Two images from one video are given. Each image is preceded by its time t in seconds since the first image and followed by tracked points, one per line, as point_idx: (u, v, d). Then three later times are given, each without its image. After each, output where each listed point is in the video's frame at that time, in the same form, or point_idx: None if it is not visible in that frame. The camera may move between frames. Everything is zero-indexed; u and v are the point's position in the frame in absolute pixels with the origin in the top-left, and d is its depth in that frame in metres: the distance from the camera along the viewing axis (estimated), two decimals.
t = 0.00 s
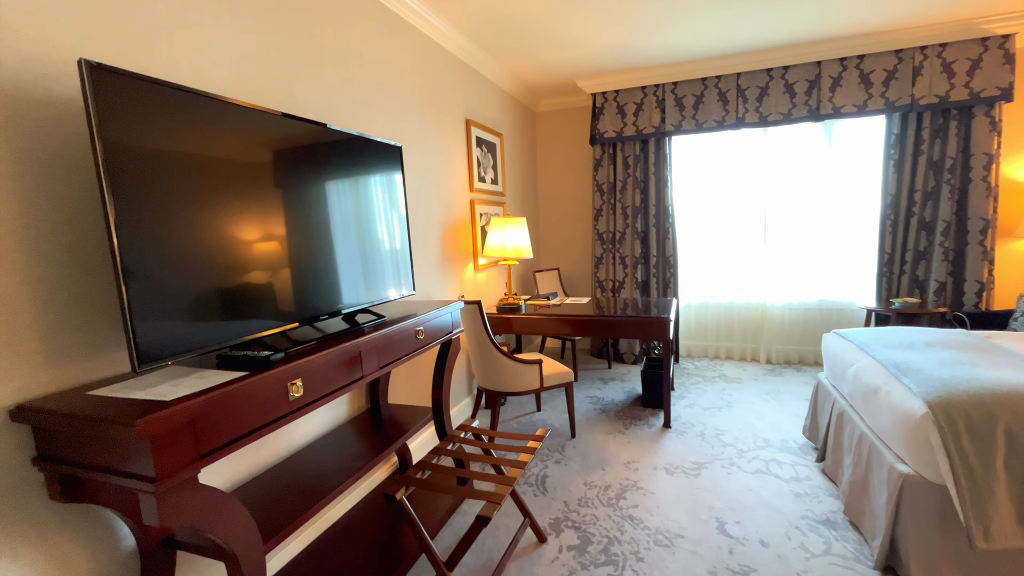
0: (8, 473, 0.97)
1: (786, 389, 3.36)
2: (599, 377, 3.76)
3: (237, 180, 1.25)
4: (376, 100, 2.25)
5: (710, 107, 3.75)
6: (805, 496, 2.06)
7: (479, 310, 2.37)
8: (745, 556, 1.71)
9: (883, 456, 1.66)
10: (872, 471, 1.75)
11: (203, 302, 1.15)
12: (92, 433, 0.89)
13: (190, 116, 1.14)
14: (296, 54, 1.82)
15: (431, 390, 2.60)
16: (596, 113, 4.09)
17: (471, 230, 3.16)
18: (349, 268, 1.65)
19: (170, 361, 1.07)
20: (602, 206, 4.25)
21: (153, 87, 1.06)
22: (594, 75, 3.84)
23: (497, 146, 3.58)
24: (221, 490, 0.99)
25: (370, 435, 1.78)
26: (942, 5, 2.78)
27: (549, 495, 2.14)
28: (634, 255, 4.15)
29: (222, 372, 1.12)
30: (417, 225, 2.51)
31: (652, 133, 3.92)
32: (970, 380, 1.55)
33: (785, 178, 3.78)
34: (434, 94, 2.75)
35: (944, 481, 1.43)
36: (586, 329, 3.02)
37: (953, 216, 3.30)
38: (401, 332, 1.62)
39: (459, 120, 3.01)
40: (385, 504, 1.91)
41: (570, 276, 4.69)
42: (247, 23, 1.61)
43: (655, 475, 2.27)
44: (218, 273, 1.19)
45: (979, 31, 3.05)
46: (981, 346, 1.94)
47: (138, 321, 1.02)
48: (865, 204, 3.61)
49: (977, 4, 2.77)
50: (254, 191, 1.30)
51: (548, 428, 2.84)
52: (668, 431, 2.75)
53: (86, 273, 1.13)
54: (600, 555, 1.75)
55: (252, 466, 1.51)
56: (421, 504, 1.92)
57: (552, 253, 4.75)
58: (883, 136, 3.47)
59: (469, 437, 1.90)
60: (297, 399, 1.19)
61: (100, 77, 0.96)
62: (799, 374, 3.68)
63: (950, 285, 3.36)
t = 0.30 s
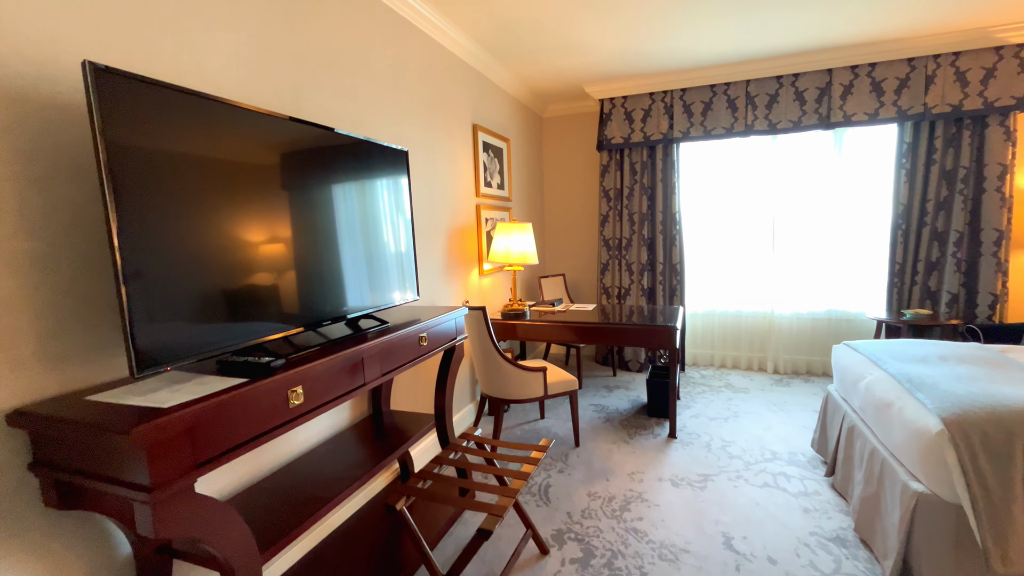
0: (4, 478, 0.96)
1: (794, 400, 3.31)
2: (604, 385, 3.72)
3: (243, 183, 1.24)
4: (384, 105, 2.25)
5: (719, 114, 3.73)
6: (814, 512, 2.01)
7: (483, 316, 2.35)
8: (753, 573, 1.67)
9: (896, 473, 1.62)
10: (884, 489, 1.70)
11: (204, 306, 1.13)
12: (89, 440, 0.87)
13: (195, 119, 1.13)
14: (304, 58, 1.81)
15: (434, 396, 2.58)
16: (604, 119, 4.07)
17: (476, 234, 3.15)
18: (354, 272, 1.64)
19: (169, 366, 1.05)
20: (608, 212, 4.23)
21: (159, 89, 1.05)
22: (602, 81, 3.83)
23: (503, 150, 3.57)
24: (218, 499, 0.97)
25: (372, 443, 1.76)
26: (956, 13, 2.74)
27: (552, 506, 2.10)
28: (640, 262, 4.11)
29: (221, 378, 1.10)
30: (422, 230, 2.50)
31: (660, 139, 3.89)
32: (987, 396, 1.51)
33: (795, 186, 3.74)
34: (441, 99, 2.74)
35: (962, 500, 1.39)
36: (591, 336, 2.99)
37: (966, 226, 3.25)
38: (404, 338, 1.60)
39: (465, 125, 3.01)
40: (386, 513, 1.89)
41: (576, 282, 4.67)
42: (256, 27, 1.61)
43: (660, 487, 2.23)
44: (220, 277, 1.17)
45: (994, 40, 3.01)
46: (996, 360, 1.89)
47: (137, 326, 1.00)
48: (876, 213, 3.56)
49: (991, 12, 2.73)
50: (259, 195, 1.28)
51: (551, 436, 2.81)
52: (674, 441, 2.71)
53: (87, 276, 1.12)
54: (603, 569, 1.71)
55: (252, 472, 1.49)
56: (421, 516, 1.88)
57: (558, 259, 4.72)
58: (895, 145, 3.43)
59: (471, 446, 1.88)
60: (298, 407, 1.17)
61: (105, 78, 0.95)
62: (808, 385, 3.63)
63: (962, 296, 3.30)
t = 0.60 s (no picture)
0: None
1: (798, 409, 3.25)
2: (605, 391, 3.66)
3: (238, 182, 1.19)
4: (385, 104, 2.20)
5: (723, 117, 3.68)
6: (822, 526, 1.95)
7: (484, 320, 2.30)
8: None
9: (909, 489, 1.56)
10: (896, 504, 1.65)
11: (194, 309, 1.08)
12: (63, 453, 0.82)
13: (189, 114, 1.08)
14: (303, 53, 1.76)
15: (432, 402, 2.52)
16: (607, 122, 4.03)
17: (477, 237, 3.10)
18: (352, 273, 1.58)
19: (152, 373, 0.99)
20: (611, 216, 4.18)
21: (151, 83, 1.00)
22: (605, 83, 3.78)
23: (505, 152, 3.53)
24: (201, 516, 0.91)
25: (368, 451, 1.71)
26: (967, 18, 2.70)
27: (552, 517, 2.04)
28: (643, 266, 4.06)
29: (208, 386, 1.04)
30: (422, 232, 2.45)
31: (664, 142, 3.85)
32: (1006, 410, 1.45)
33: (800, 192, 3.69)
34: (443, 99, 2.70)
35: (981, 519, 1.33)
36: (593, 342, 2.93)
37: (975, 234, 3.20)
38: (401, 343, 1.55)
39: (467, 126, 2.96)
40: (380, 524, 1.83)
41: (577, 286, 4.62)
42: (253, 20, 1.56)
43: (663, 498, 2.17)
44: (211, 279, 1.12)
45: (1004, 46, 2.97)
46: (1010, 371, 1.84)
47: (119, 330, 0.94)
48: (882, 219, 3.51)
49: (1002, 17, 2.69)
50: (255, 194, 1.23)
51: (551, 443, 2.75)
52: (677, 450, 2.65)
53: (66, 275, 1.06)
54: None
55: (241, 482, 1.44)
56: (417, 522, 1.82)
57: (559, 262, 4.68)
58: (902, 151, 3.39)
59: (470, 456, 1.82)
60: (288, 415, 1.12)
61: (93, 69, 0.90)
62: (812, 393, 3.57)
63: (970, 305, 3.25)
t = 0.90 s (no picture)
0: None
1: (799, 414, 3.20)
2: (603, 394, 3.60)
3: (223, 176, 1.12)
4: (381, 98, 2.14)
5: (726, 118, 3.64)
6: (827, 538, 1.90)
7: (481, 322, 2.23)
8: None
9: (919, 501, 1.52)
10: (905, 518, 1.60)
11: (177, 309, 1.02)
12: (21, 466, 0.75)
13: (171, 103, 1.01)
14: (295, 43, 1.70)
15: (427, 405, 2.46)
16: (608, 121, 3.98)
17: (475, 237, 3.04)
18: (346, 272, 1.52)
19: (125, 378, 0.92)
20: (610, 216, 4.12)
21: (134, 68, 0.94)
22: (606, 82, 3.73)
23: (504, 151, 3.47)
24: (174, 533, 0.85)
25: (360, 458, 1.64)
26: (975, 20, 2.66)
27: (549, 526, 1.98)
28: (643, 268, 4.01)
29: (186, 392, 0.97)
30: (418, 231, 2.39)
31: (665, 143, 3.80)
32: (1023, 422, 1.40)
33: (802, 194, 3.65)
34: (441, 95, 2.63)
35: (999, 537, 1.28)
36: (592, 345, 2.87)
37: (978, 239, 3.17)
38: (396, 347, 1.49)
39: (466, 123, 2.90)
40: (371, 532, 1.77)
41: (576, 287, 4.56)
42: (243, 8, 1.49)
43: (663, 507, 2.11)
44: (191, 279, 1.05)
45: (1011, 49, 2.94)
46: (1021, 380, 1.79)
47: (88, 331, 0.87)
48: (884, 223, 3.47)
49: (1011, 19, 2.65)
50: (245, 189, 1.17)
51: (549, 448, 2.69)
52: (677, 457, 2.60)
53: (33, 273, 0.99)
54: None
55: (227, 492, 1.36)
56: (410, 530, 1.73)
57: (557, 263, 4.62)
58: (905, 154, 3.35)
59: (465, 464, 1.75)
60: (272, 424, 1.05)
61: (68, 52, 0.83)
62: (812, 399, 3.53)
63: (973, 311, 3.22)
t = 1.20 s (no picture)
0: None
1: (805, 416, 3.14)
2: (605, 394, 3.55)
3: (210, 167, 1.07)
4: (380, 89, 2.09)
5: (734, 113, 3.56)
6: (834, 544, 1.84)
7: (481, 319, 2.18)
8: None
9: (933, 509, 1.46)
10: (918, 526, 1.54)
11: (171, 301, 0.99)
12: None
13: (161, 89, 0.97)
14: (290, 30, 1.65)
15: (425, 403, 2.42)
16: (613, 115, 3.90)
17: (476, 232, 2.99)
18: (347, 268, 1.49)
19: (100, 375, 0.87)
20: (614, 212, 4.06)
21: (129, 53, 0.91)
22: (612, 75, 3.66)
23: (507, 144, 3.40)
24: (152, 540, 0.80)
25: (354, 457, 1.60)
26: (992, 12, 2.58)
27: (548, 528, 1.94)
28: (646, 266, 3.95)
29: (167, 389, 0.92)
30: (417, 225, 2.34)
31: (671, 138, 3.73)
32: None
33: (811, 191, 3.57)
34: (443, 87, 2.57)
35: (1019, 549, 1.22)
36: (594, 343, 2.82)
37: (992, 238, 3.09)
38: (391, 344, 1.44)
39: (468, 116, 2.85)
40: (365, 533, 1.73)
41: (578, 284, 4.51)
42: None
43: (666, 510, 2.06)
44: (174, 274, 1.00)
45: None
46: None
47: (63, 323, 0.82)
48: (895, 221, 3.39)
49: None
50: (244, 180, 1.15)
51: (549, 448, 2.64)
52: (679, 458, 2.55)
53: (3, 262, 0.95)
54: None
55: (215, 490, 1.33)
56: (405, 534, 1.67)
57: (560, 260, 4.56)
58: (918, 151, 3.27)
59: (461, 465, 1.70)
60: (258, 423, 1.00)
61: (44, 30, 0.79)
62: (818, 400, 3.46)
63: (986, 312, 3.14)
